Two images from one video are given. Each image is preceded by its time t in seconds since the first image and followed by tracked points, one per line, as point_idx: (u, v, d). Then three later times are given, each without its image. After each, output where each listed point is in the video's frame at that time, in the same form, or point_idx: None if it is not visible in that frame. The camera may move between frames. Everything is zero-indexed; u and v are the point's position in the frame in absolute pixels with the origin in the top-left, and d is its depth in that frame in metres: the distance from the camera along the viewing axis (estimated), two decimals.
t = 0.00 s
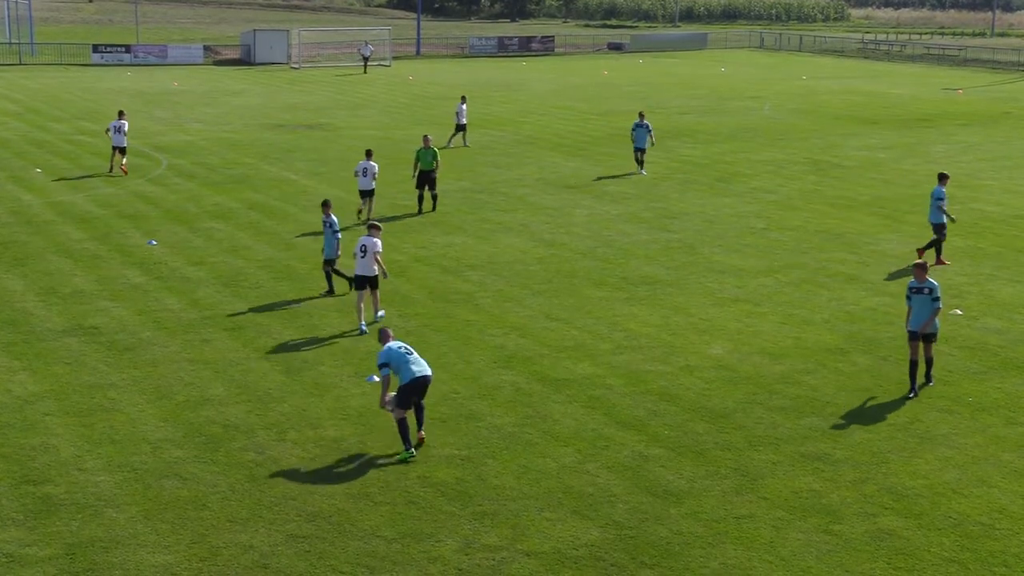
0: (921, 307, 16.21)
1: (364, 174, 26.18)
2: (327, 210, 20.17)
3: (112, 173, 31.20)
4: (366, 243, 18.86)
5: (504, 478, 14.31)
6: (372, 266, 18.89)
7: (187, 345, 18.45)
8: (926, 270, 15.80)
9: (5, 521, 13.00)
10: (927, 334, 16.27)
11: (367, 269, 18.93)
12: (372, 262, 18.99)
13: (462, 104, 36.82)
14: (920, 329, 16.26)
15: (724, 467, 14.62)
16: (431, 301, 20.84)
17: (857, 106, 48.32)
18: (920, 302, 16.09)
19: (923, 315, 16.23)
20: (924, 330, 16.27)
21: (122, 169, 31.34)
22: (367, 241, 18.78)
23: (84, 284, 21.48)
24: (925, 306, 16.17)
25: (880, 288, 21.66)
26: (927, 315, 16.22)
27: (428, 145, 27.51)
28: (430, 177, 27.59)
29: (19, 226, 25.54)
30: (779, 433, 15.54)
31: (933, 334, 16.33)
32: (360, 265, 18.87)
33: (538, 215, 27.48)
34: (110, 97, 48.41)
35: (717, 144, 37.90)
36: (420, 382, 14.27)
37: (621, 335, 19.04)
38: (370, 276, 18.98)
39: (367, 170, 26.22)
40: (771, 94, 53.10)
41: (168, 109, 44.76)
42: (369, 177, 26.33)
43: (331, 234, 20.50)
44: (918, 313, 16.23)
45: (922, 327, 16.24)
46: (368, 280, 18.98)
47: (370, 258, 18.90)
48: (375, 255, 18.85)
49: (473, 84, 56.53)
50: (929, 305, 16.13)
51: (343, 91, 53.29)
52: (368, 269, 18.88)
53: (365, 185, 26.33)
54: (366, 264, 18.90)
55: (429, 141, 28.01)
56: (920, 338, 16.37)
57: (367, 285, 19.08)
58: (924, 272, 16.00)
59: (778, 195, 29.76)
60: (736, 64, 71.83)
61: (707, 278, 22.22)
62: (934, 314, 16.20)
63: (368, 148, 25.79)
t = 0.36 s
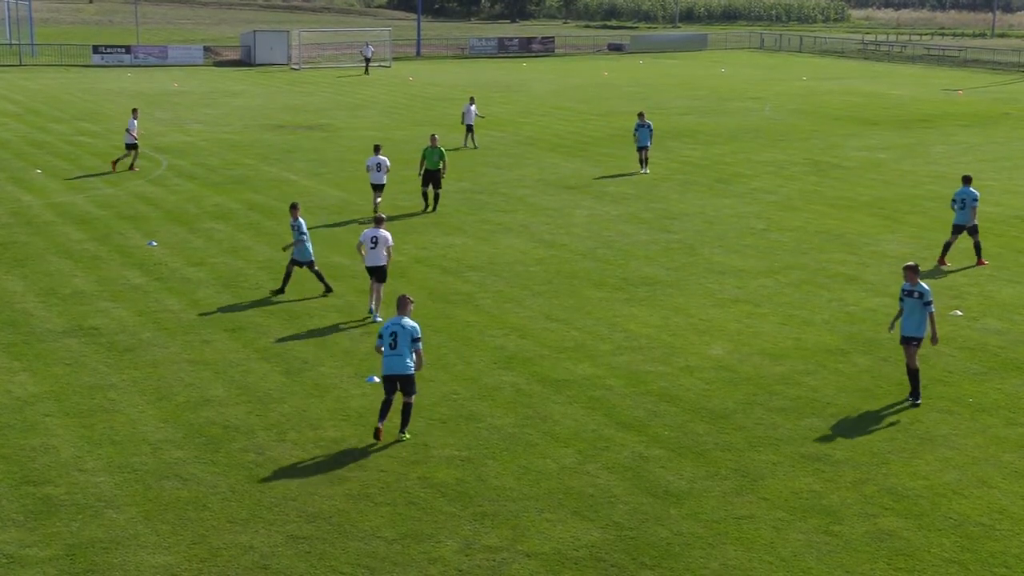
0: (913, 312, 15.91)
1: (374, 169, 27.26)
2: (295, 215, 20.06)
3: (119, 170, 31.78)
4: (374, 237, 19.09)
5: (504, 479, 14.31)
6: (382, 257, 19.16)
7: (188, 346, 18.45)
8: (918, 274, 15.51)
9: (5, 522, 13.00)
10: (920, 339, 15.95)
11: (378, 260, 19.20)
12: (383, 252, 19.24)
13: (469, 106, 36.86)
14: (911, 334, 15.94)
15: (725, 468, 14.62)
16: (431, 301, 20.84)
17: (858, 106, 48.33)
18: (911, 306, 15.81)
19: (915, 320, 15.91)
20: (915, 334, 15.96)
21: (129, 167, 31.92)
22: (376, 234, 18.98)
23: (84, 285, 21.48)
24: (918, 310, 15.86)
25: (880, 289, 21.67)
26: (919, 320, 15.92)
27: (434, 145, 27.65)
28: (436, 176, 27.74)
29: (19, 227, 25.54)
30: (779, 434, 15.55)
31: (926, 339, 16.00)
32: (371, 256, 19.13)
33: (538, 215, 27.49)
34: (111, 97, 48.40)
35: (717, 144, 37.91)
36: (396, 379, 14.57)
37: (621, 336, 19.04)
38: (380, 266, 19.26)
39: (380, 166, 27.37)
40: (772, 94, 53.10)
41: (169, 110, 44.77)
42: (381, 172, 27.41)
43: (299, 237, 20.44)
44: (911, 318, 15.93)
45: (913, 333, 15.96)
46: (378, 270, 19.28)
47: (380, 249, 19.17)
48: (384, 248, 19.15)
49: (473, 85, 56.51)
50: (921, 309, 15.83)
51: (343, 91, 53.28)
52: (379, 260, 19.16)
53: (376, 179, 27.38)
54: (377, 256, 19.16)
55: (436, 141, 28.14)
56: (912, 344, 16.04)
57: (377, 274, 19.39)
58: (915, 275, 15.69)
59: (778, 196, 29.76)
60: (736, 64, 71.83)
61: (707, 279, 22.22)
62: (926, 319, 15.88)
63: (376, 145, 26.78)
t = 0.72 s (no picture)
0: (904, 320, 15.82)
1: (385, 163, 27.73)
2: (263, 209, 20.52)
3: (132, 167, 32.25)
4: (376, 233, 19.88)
5: (505, 479, 14.31)
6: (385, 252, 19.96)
7: (188, 346, 18.45)
8: (906, 280, 15.45)
9: (6, 522, 13.01)
10: (906, 349, 15.80)
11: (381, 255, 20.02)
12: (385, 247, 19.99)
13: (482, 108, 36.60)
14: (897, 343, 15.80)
15: (725, 468, 14.62)
16: (431, 301, 20.84)
17: (859, 107, 48.32)
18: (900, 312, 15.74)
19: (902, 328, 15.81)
20: (902, 344, 15.82)
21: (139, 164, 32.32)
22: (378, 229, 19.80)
23: (84, 285, 21.47)
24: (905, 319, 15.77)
25: (880, 289, 21.67)
26: (908, 330, 15.81)
27: (436, 145, 27.65)
28: (439, 176, 27.82)
29: (19, 227, 25.52)
30: (779, 434, 15.55)
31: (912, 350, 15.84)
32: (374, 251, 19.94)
33: (539, 215, 27.48)
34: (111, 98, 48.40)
35: (717, 144, 37.92)
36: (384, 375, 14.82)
37: (621, 336, 19.04)
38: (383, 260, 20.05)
39: (391, 159, 27.76)
40: (772, 95, 53.08)
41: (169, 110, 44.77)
42: (393, 164, 27.83)
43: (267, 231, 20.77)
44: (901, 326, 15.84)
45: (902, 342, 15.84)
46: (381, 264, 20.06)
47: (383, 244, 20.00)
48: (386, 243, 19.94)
49: (474, 86, 56.47)
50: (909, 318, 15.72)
51: (344, 91, 53.23)
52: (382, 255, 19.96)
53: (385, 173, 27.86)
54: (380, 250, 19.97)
55: (439, 140, 28.15)
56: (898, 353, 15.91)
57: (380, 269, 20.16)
58: (906, 282, 15.63)
59: (779, 196, 29.77)
60: (737, 65, 71.81)
61: (707, 280, 22.22)
62: (914, 329, 15.75)
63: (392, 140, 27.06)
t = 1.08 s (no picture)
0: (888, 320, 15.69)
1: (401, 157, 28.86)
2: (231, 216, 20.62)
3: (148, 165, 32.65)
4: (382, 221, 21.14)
5: (505, 479, 14.32)
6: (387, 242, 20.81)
7: (188, 346, 18.45)
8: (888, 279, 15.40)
9: (6, 522, 13.00)
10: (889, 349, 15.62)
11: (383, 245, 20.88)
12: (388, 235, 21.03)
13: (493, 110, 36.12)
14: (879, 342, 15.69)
15: (725, 468, 14.62)
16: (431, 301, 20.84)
17: (859, 107, 48.28)
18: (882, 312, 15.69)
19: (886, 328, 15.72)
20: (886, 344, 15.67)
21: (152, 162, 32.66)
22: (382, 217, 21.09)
23: (84, 285, 21.48)
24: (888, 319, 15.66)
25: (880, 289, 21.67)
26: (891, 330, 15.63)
27: (436, 143, 27.74)
28: (440, 174, 28.02)
29: (18, 227, 25.51)
30: (780, 434, 15.55)
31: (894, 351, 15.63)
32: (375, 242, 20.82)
33: (538, 216, 27.47)
34: (111, 98, 48.40)
35: (717, 144, 37.91)
36: (396, 363, 14.88)
37: (621, 337, 19.04)
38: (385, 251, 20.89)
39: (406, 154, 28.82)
40: (773, 95, 53.05)
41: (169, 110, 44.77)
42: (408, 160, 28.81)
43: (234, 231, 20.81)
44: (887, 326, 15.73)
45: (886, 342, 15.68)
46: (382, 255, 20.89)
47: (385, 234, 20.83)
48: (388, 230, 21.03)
49: (474, 86, 56.45)
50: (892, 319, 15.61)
51: (344, 92, 53.20)
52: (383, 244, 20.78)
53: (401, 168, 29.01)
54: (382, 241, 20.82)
55: (440, 137, 28.25)
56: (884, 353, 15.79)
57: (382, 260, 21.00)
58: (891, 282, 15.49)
59: (778, 196, 29.76)
60: (737, 65, 71.76)
61: (707, 280, 22.21)
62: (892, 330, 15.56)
63: (402, 137, 27.77)
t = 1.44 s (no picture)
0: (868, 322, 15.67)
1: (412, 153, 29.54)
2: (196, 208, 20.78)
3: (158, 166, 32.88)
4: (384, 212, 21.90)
5: (499, 479, 14.32)
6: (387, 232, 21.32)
7: (182, 347, 18.45)
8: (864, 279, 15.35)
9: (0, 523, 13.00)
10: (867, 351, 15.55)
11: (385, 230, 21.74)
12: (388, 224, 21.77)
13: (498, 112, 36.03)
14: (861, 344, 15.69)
15: (720, 468, 14.63)
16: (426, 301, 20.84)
17: (854, 107, 48.28)
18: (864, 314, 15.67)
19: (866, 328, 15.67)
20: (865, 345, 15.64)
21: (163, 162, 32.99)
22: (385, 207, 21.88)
23: (78, 285, 21.46)
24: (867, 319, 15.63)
25: (875, 289, 21.66)
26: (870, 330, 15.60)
27: (436, 142, 27.94)
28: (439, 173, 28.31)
29: (12, 228, 25.48)
30: (774, 434, 15.56)
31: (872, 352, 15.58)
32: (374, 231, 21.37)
33: (533, 216, 27.47)
34: (105, 98, 48.36)
35: (712, 145, 37.93)
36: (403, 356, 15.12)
37: (616, 337, 19.05)
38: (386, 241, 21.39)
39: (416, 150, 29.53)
40: (768, 95, 53.04)
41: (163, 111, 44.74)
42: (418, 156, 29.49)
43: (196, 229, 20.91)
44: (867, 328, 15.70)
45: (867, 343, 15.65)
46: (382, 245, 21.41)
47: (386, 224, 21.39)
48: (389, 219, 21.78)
49: (469, 86, 56.45)
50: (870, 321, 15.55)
51: (339, 92, 53.16)
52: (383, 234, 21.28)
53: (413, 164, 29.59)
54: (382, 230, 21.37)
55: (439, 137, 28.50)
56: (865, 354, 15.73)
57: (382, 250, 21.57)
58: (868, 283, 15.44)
59: (773, 196, 29.77)
60: (732, 65, 71.75)
61: (702, 280, 22.22)
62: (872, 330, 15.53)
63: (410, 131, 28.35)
